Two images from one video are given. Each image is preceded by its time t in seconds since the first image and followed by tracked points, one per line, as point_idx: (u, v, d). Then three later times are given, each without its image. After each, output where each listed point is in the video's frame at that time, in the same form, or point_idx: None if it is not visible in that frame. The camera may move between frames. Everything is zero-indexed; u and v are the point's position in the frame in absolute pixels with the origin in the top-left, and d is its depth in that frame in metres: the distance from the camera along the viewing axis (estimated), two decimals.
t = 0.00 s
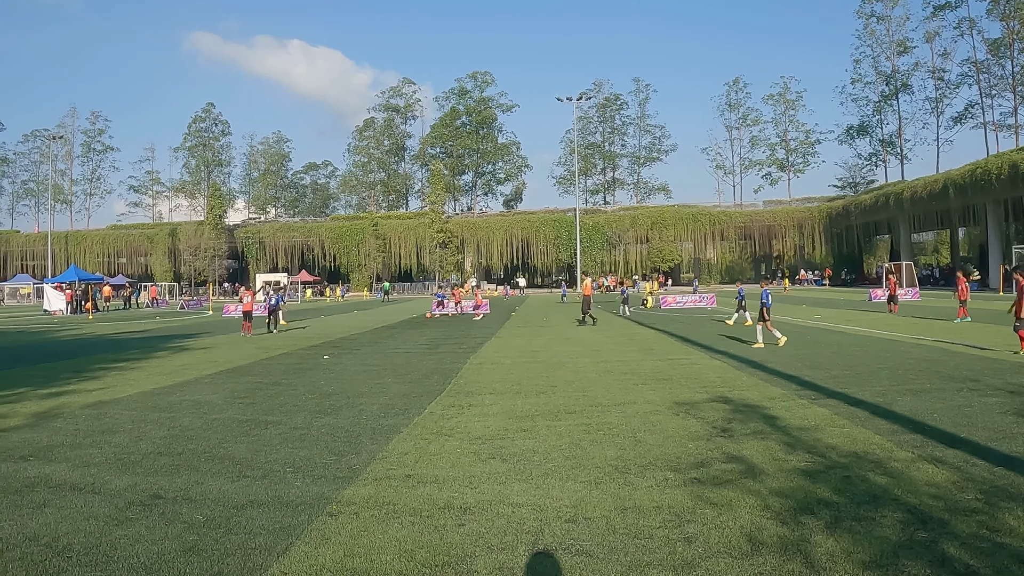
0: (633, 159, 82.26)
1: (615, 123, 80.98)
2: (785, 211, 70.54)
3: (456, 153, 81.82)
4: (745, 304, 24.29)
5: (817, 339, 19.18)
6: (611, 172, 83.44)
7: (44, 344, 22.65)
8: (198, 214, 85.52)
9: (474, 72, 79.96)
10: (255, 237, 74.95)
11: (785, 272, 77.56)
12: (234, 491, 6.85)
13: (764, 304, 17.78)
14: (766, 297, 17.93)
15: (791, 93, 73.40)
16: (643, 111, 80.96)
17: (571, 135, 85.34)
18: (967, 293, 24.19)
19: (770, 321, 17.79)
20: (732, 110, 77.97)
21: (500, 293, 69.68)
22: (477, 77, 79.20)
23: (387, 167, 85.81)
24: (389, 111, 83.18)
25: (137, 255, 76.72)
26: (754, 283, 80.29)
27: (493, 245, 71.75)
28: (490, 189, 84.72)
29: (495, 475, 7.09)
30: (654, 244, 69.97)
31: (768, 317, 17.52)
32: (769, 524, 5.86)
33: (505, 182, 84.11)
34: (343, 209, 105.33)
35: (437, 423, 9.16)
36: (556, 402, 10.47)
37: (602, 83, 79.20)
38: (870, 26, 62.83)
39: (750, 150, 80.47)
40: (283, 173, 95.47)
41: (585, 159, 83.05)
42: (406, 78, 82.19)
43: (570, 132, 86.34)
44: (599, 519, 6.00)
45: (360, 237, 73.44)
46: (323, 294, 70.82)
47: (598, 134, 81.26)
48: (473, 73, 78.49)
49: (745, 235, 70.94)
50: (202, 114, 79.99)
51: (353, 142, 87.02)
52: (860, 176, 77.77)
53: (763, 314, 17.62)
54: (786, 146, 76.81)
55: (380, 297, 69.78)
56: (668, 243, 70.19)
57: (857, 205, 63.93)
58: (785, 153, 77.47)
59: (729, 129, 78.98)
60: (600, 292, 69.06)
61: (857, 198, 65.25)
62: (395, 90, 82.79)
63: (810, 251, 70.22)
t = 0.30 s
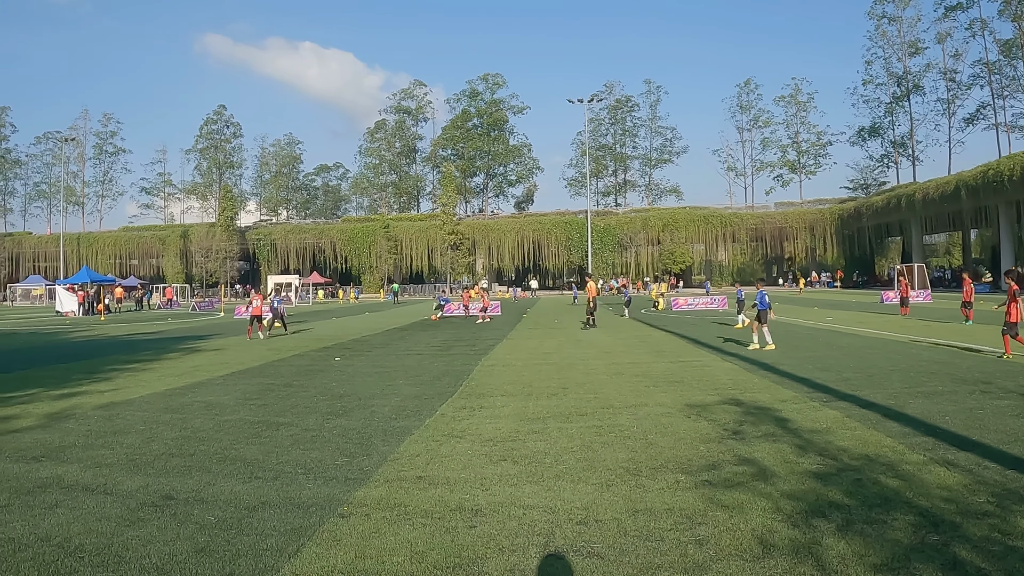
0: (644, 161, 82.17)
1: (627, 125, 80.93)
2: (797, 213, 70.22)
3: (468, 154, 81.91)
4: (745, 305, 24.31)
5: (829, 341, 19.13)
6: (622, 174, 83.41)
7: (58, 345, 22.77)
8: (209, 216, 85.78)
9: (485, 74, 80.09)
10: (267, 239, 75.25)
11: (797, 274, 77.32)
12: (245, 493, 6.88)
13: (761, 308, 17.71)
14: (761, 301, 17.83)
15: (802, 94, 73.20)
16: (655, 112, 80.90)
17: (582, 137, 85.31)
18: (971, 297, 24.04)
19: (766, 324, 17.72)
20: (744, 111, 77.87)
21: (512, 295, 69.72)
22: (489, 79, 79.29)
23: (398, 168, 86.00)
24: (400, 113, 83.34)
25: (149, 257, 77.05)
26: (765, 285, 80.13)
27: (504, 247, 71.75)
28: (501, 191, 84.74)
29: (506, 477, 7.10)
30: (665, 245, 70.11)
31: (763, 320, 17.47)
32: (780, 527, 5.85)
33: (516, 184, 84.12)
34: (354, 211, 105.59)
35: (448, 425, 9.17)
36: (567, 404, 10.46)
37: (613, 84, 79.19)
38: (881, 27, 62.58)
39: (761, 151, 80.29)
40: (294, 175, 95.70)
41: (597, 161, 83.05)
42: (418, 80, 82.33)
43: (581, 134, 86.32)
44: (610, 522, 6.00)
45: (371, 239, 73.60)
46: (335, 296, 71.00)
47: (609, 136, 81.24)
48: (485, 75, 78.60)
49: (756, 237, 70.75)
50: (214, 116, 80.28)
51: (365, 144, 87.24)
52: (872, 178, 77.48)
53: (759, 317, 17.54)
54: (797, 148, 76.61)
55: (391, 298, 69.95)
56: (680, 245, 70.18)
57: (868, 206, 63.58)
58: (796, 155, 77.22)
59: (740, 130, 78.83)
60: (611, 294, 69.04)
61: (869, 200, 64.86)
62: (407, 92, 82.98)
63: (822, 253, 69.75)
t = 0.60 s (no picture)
0: (654, 163, 82.07)
1: (637, 126, 80.85)
2: (807, 215, 69.95)
3: (478, 156, 81.98)
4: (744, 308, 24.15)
5: (839, 343, 19.06)
6: (632, 175, 83.35)
7: (69, 346, 22.86)
8: (219, 217, 86.06)
9: (496, 76, 80.14)
10: (277, 241, 75.54)
11: (807, 275, 77.11)
12: (256, 493, 6.89)
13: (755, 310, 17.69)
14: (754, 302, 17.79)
15: (813, 95, 72.97)
16: (665, 114, 80.79)
17: (593, 139, 85.22)
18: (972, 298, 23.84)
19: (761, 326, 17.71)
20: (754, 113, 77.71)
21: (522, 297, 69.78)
22: (499, 81, 79.34)
23: (409, 170, 86.15)
24: (410, 115, 83.49)
25: (160, 258, 77.34)
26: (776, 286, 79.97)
27: (514, 248, 71.75)
28: (511, 193, 84.77)
29: (516, 478, 7.11)
30: (676, 247, 70.18)
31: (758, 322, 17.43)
32: (791, 529, 5.83)
33: (526, 185, 84.12)
34: (363, 213, 105.79)
35: (458, 426, 9.17)
36: (578, 406, 10.44)
37: (624, 86, 79.14)
38: (892, 28, 62.32)
39: (771, 152, 80.09)
40: (304, 177, 95.94)
41: (607, 163, 83.08)
42: (428, 82, 82.44)
43: (591, 135, 86.29)
44: (620, 523, 6.00)
45: (382, 240, 73.73)
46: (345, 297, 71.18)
47: (620, 137, 81.20)
48: (495, 76, 78.64)
49: (766, 238, 70.64)
50: (224, 118, 80.56)
51: (374, 146, 87.43)
52: (882, 179, 77.21)
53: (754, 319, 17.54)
54: (808, 149, 76.42)
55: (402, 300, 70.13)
56: (690, 247, 70.15)
57: (878, 207, 63.23)
58: (807, 156, 76.98)
59: (751, 132, 78.67)
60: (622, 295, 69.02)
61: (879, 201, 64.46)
62: (417, 94, 83.11)
63: (832, 254, 69.01)
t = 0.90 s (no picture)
0: (653, 164, 82.04)
1: (636, 128, 80.84)
2: (805, 216, 69.94)
3: (476, 157, 81.98)
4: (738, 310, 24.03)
5: (838, 345, 19.06)
6: (631, 177, 83.34)
7: (69, 347, 22.84)
8: (218, 219, 86.06)
9: (494, 77, 80.11)
10: (276, 242, 75.51)
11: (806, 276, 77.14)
12: (255, 494, 6.89)
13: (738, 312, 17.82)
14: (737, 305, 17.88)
15: (811, 96, 72.94)
16: (663, 115, 80.77)
17: (591, 140, 85.15)
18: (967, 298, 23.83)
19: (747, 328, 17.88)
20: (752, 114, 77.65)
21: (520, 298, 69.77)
22: (497, 82, 79.31)
23: (407, 171, 86.11)
24: (409, 116, 83.48)
25: (158, 259, 77.32)
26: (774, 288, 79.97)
27: (513, 250, 71.72)
28: (510, 194, 84.75)
29: (514, 480, 7.11)
30: (674, 248, 70.17)
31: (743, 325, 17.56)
32: (790, 531, 5.83)
33: (525, 187, 84.09)
34: (362, 214, 105.74)
35: (456, 428, 9.16)
36: (576, 407, 10.44)
37: (622, 87, 79.13)
38: (890, 29, 62.24)
39: (769, 154, 80.08)
40: (302, 178, 95.93)
41: (606, 164, 83.07)
42: (426, 83, 82.45)
43: (590, 136, 86.25)
44: (618, 525, 6.00)
45: (380, 241, 73.70)
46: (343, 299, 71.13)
47: (618, 138, 81.20)
48: (494, 77, 78.64)
49: (764, 240, 70.73)
50: (223, 119, 80.54)
51: (373, 147, 87.39)
52: (880, 180, 77.24)
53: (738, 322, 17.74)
54: (806, 150, 76.40)
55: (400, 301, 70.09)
56: (689, 248, 70.22)
57: (876, 209, 63.02)
58: (805, 157, 76.89)
59: (749, 133, 78.63)
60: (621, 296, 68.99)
61: (877, 202, 64.24)
62: (415, 95, 83.07)
63: (830, 256, 69.02)
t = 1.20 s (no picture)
0: (631, 166, 82.24)
1: (614, 130, 81.03)
2: (783, 218, 70.36)
3: (454, 159, 81.93)
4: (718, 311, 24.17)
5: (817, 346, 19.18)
6: (609, 179, 83.56)
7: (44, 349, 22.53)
8: (196, 220, 85.52)
9: (473, 78, 80.02)
10: (253, 243, 75.06)
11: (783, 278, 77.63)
12: (232, 497, 6.84)
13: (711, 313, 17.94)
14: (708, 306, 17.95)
15: (789, 99, 73.30)
16: (642, 117, 80.94)
17: (569, 142, 85.29)
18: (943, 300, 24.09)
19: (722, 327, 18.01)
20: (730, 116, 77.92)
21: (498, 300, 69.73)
22: (476, 83, 79.25)
23: (385, 173, 85.91)
24: (387, 118, 83.32)
25: (135, 261, 76.71)
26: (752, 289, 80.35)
27: (491, 251, 71.69)
28: (488, 196, 84.77)
29: (492, 481, 7.09)
30: (652, 249, 70.30)
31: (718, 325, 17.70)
32: (767, 531, 5.85)
33: (503, 189, 84.11)
34: (341, 215, 105.42)
35: (434, 430, 9.14)
36: (554, 409, 10.43)
37: (601, 90, 79.31)
38: (868, 33, 62.63)
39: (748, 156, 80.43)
40: (281, 179, 95.51)
41: (584, 166, 83.24)
42: (405, 85, 82.35)
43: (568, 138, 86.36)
44: (595, 526, 6.00)
45: (358, 243, 73.39)
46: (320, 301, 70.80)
47: (596, 140, 81.35)
48: (472, 79, 78.60)
49: (742, 242, 71.11)
50: (200, 119, 79.99)
51: (351, 149, 87.11)
52: (858, 183, 77.86)
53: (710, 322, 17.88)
54: (784, 153, 76.79)
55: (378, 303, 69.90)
56: (666, 250, 70.38)
57: (854, 211, 63.40)
58: (783, 160, 77.33)
59: (727, 135, 78.91)
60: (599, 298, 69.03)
61: (855, 204, 64.59)
62: (394, 97, 82.88)
63: (807, 257, 69.50)
